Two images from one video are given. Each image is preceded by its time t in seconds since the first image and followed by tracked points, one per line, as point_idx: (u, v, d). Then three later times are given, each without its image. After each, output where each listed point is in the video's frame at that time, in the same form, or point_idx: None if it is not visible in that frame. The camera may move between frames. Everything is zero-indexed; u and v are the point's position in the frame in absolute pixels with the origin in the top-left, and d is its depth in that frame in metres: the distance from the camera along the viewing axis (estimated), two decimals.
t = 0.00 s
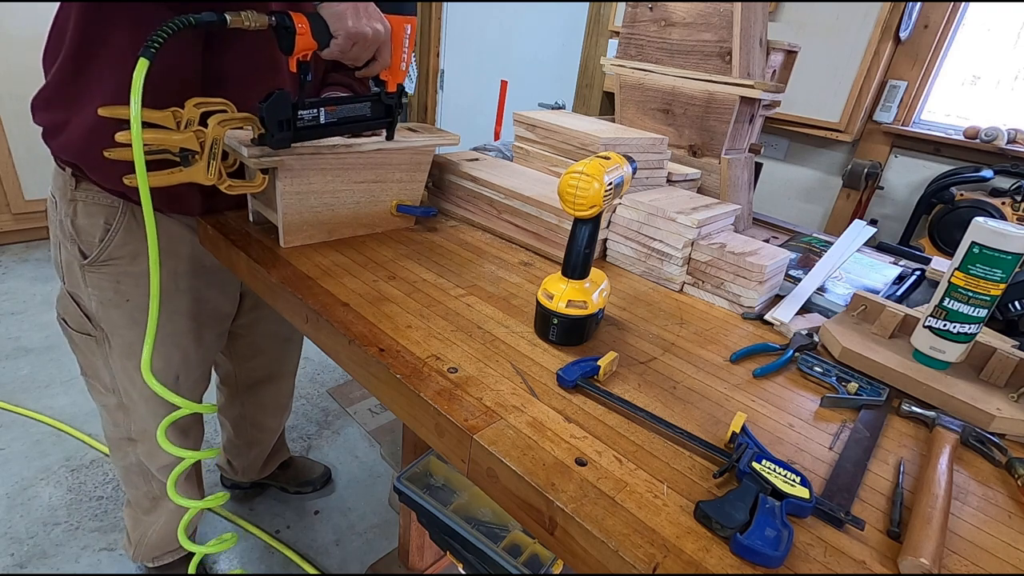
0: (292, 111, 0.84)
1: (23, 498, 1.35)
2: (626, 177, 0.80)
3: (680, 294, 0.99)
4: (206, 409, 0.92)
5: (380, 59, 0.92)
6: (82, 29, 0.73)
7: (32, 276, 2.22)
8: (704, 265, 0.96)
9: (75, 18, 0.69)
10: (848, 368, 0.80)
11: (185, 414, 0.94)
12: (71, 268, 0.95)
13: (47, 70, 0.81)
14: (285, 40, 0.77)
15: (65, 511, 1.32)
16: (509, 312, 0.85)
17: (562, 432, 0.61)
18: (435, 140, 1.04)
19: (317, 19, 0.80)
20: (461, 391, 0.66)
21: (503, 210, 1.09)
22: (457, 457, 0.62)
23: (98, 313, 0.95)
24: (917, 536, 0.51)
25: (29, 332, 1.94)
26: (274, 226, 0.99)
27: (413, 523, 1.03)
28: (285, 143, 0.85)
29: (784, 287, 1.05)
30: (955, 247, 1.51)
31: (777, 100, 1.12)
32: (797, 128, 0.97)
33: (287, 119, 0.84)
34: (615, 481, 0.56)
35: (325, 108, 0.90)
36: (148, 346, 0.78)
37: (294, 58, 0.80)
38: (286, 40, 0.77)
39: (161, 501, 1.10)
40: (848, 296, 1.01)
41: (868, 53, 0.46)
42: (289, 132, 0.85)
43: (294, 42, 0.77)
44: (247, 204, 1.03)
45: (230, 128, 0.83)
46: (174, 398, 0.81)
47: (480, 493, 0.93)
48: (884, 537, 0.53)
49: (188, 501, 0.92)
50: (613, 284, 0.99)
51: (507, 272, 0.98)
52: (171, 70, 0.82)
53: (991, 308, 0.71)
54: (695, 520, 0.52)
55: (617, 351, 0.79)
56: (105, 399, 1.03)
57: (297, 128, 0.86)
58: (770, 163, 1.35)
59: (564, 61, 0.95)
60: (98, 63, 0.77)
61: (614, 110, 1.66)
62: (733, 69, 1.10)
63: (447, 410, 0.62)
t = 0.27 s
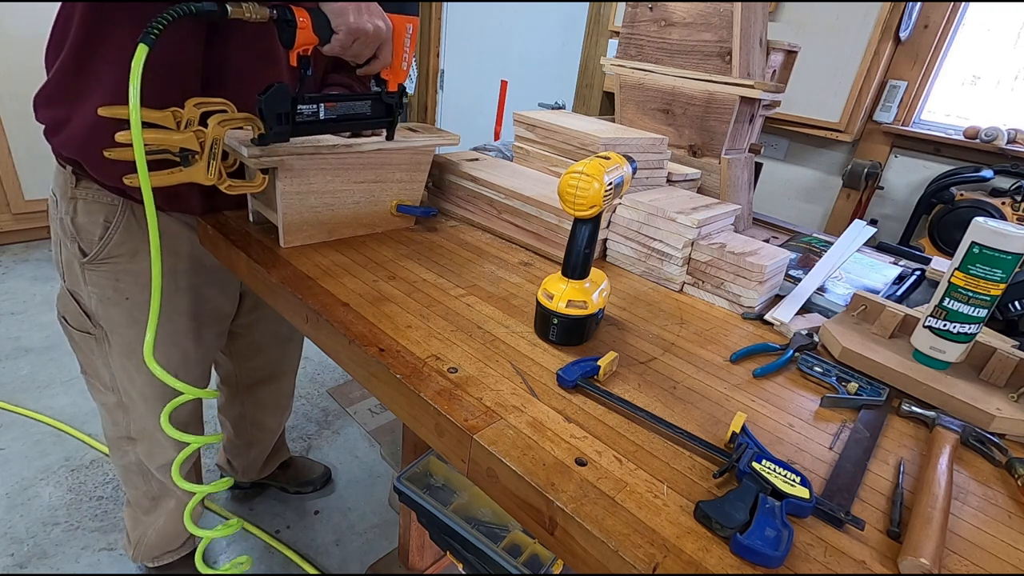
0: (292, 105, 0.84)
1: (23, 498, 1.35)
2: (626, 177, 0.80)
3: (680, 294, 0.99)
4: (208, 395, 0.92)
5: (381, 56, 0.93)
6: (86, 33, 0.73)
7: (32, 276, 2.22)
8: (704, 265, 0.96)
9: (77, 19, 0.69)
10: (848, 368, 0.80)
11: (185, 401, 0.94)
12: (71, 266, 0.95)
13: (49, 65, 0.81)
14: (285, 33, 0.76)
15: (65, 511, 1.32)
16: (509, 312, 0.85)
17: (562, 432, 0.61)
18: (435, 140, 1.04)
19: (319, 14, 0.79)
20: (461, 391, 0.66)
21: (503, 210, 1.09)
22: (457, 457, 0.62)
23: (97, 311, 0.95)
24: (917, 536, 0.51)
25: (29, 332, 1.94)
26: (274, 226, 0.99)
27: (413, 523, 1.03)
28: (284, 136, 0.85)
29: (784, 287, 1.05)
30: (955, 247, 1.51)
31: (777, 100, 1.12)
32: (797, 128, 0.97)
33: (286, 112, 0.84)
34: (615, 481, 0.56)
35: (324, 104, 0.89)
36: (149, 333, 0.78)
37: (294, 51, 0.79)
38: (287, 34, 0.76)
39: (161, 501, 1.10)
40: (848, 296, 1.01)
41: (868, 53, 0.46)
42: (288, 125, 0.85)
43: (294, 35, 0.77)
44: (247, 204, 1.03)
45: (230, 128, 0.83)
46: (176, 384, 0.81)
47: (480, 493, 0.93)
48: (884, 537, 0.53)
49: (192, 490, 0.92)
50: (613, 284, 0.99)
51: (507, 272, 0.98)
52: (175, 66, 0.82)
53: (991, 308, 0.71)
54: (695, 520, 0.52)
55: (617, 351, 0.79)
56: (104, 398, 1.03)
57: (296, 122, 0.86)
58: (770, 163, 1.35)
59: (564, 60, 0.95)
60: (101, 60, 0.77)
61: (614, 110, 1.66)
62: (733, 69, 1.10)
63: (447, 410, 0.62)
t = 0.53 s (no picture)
0: (293, 104, 0.84)
1: (23, 498, 1.35)
2: (626, 176, 0.80)
3: (680, 294, 0.99)
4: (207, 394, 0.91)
5: (382, 57, 0.93)
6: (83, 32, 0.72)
7: (32, 276, 2.22)
8: (704, 265, 0.96)
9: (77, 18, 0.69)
10: (848, 368, 0.80)
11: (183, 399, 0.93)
12: (71, 265, 0.95)
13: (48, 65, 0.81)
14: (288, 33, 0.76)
15: (65, 511, 1.32)
16: (509, 312, 0.85)
17: (562, 432, 0.61)
18: (435, 140, 1.04)
19: (321, 13, 0.79)
20: (461, 391, 0.66)
21: (503, 210, 1.09)
22: (457, 457, 0.62)
23: (97, 310, 0.95)
24: (917, 536, 0.51)
25: (29, 332, 1.94)
26: (274, 226, 0.99)
27: (413, 523, 1.03)
28: (285, 135, 0.85)
29: (784, 287, 1.05)
30: (955, 247, 1.51)
31: (777, 100, 1.12)
32: (797, 128, 0.97)
33: (287, 112, 0.84)
34: (615, 481, 0.56)
35: (325, 104, 0.89)
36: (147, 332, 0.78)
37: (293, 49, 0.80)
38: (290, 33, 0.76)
39: (160, 501, 1.10)
40: (848, 296, 1.01)
41: (868, 53, 0.46)
42: (289, 124, 0.85)
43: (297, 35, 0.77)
44: (247, 204, 1.03)
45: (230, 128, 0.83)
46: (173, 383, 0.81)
47: (480, 493, 0.93)
48: (884, 537, 0.53)
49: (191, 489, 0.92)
50: (613, 284, 0.99)
51: (507, 272, 0.98)
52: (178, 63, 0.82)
53: (990, 308, 0.71)
54: (695, 520, 0.52)
55: (617, 351, 0.79)
56: (104, 398, 1.03)
57: (296, 121, 0.86)
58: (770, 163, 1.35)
59: (564, 60, 0.95)
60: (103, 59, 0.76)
61: (614, 110, 1.66)
62: (733, 69, 1.10)
63: (447, 410, 0.62)
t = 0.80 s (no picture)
0: (317, 108, 0.87)
1: (23, 498, 1.35)
2: (626, 176, 0.80)
3: (680, 294, 0.99)
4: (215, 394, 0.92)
5: (401, 52, 0.94)
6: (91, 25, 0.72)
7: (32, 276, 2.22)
8: (704, 265, 0.96)
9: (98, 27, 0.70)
10: (848, 368, 0.80)
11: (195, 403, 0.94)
12: (72, 264, 0.95)
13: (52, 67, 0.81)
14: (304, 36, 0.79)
15: (65, 511, 1.32)
16: (509, 312, 0.85)
17: (562, 432, 0.61)
18: (436, 140, 1.04)
19: (339, 16, 0.82)
20: (461, 391, 0.66)
21: (503, 210, 1.09)
22: (457, 457, 0.62)
23: (97, 309, 0.95)
24: (917, 536, 0.51)
25: (29, 332, 1.94)
26: (274, 226, 0.99)
27: (413, 523, 1.03)
28: (310, 138, 0.88)
29: (784, 287, 1.05)
30: (955, 247, 1.51)
31: (777, 100, 1.12)
32: (797, 128, 0.97)
33: (312, 115, 0.87)
34: (615, 481, 0.56)
35: (348, 104, 0.93)
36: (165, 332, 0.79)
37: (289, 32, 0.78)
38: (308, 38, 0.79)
39: (161, 500, 1.10)
40: (848, 296, 1.01)
41: (868, 53, 0.46)
42: (314, 128, 0.87)
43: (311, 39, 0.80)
44: (247, 204, 1.03)
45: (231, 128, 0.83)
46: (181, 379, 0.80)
47: (480, 493, 0.93)
48: (884, 537, 0.53)
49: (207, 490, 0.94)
50: (613, 284, 0.99)
51: (507, 272, 0.98)
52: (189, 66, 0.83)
53: (991, 308, 0.71)
54: (695, 520, 0.52)
55: (617, 351, 0.79)
56: (104, 397, 1.03)
57: (321, 125, 0.89)
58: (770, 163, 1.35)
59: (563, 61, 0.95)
60: (116, 66, 0.77)
61: (614, 110, 1.66)
62: (733, 69, 1.10)
63: (447, 410, 0.62)
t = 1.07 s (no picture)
0: (322, 113, 0.87)
1: (23, 498, 1.35)
2: (626, 177, 0.80)
3: (680, 294, 0.99)
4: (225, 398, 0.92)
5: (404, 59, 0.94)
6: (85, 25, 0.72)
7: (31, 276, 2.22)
8: (704, 265, 0.96)
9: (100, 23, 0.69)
10: (848, 368, 0.80)
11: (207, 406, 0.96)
12: (72, 263, 0.95)
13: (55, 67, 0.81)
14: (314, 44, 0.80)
15: (65, 511, 1.32)
16: (509, 312, 0.85)
17: (562, 432, 0.61)
18: (436, 140, 1.04)
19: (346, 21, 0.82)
20: (461, 391, 0.66)
21: (503, 210, 1.09)
22: (457, 457, 0.62)
23: (98, 309, 0.95)
24: (917, 536, 0.51)
25: (29, 332, 1.94)
26: (274, 226, 0.99)
27: (413, 523, 1.03)
28: (314, 143, 0.88)
29: (784, 287, 1.05)
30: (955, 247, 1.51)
31: (777, 100, 1.12)
32: (797, 128, 0.97)
33: (318, 120, 0.87)
34: (615, 481, 0.56)
35: (351, 109, 0.93)
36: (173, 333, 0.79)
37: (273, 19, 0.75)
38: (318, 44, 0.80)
39: (161, 501, 1.10)
40: (848, 296, 1.01)
41: (868, 52, 0.46)
42: (319, 133, 0.88)
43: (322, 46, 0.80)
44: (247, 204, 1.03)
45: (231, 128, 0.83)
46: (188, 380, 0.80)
47: (480, 493, 0.93)
48: (884, 537, 0.53)
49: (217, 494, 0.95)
50: (613, 284, 0.99)
51: (507, 272, 0.98)
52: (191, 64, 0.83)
53: (991, 308, 0.71)
54: (695, 520, 0.52)
55: (617, 351, 0.79)
56: (105, 397, 1.03)
57: (326, 130, 0.89)
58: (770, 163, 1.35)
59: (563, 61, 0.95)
60: (118, 64, 0.77)
61: (614, 110, 1.66)
62: (733, 69, 1.10)
63: (447, 410, 0.62)
